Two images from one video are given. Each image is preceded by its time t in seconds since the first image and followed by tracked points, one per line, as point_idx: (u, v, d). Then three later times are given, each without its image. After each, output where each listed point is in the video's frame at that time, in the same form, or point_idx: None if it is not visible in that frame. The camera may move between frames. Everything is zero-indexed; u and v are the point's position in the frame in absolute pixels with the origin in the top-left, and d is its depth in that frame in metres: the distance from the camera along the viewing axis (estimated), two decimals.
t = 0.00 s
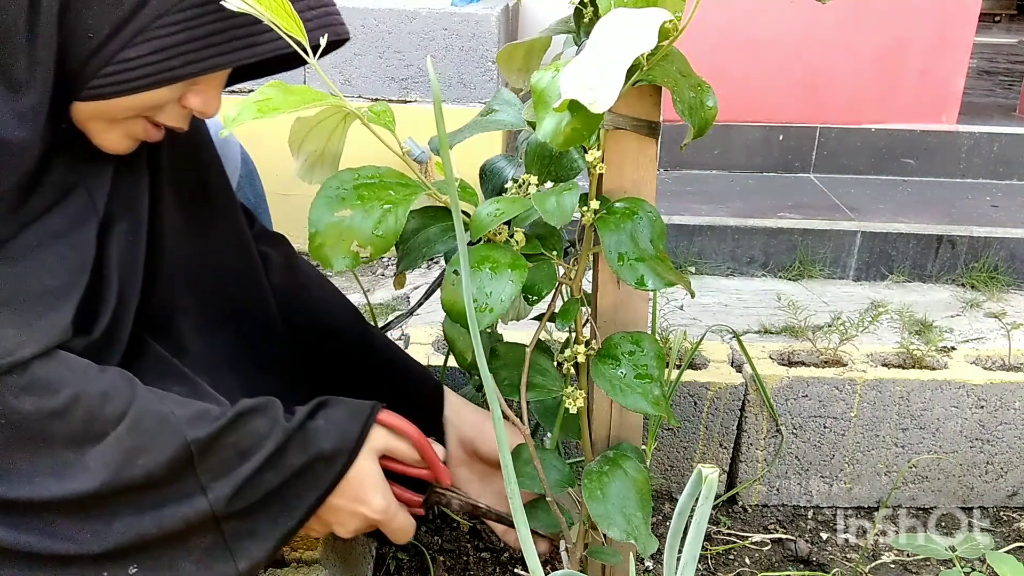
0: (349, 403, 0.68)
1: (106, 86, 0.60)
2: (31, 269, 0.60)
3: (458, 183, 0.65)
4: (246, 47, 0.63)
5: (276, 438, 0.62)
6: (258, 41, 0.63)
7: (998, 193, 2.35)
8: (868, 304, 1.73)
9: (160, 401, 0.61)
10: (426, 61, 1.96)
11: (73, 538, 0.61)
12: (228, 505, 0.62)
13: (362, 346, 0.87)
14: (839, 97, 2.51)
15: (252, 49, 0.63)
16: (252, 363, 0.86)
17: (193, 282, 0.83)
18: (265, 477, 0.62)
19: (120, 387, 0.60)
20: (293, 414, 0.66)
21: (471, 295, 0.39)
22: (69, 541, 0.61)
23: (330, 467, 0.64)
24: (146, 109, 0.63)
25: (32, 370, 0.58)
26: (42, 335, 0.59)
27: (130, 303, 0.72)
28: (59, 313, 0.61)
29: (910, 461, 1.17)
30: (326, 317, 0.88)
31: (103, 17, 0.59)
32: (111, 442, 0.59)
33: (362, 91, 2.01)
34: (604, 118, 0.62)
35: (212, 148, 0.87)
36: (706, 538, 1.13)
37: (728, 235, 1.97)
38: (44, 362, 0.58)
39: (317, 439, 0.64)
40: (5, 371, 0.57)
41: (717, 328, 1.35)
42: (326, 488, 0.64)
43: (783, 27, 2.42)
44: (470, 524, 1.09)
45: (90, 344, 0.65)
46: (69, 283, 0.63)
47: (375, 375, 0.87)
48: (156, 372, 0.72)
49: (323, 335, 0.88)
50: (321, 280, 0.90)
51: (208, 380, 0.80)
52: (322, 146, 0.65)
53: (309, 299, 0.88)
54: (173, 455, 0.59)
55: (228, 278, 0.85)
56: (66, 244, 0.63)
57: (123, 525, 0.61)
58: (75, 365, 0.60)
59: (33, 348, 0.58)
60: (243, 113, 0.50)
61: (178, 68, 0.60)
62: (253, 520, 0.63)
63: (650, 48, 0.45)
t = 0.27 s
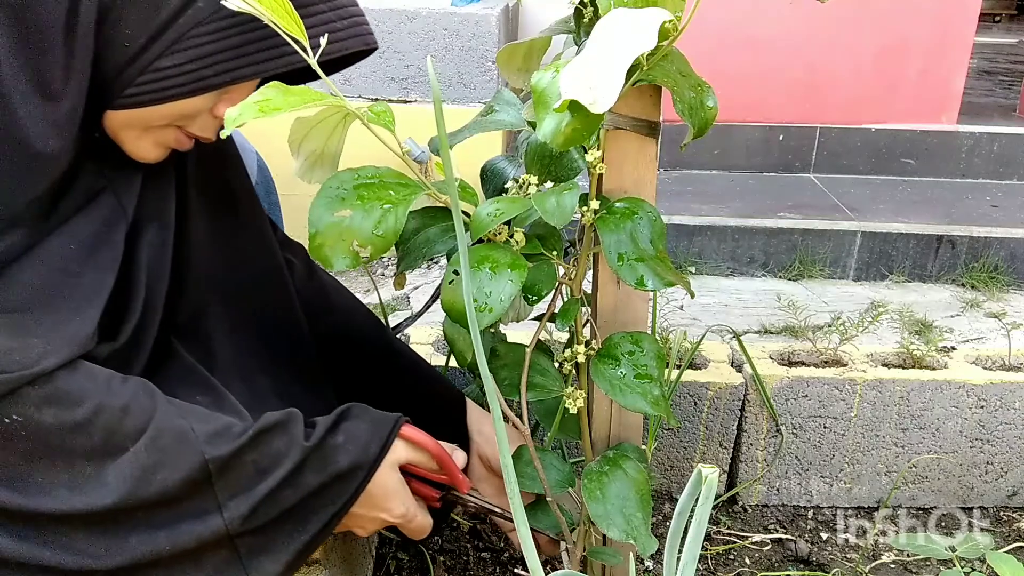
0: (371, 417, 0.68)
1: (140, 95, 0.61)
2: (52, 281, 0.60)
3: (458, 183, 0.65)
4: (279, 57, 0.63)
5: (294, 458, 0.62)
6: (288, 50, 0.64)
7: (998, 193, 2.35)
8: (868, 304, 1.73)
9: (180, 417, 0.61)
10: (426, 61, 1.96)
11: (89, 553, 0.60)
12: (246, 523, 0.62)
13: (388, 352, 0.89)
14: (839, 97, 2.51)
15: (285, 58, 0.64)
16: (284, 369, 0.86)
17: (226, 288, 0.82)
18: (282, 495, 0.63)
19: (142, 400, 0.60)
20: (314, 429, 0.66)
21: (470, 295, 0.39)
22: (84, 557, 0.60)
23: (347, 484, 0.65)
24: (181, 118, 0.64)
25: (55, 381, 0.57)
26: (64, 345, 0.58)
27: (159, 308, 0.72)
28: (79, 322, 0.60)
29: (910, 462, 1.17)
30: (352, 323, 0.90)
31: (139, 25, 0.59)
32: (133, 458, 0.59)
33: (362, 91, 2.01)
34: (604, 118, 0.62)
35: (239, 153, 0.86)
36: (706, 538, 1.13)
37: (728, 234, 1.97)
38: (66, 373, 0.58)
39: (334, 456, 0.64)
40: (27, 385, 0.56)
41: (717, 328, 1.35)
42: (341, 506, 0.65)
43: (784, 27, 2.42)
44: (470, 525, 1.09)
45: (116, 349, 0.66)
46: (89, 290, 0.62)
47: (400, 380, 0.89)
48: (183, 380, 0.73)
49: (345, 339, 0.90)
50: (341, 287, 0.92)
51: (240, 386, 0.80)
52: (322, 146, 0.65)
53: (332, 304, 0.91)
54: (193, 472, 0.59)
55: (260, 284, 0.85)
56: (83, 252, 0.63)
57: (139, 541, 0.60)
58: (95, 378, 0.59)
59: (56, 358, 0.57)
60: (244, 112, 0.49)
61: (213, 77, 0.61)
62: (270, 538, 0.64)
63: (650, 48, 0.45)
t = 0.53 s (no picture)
0: (388, 417, 0.69)
1: (146, 97, 0.60)
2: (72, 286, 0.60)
3: (458, 183, 0.65)
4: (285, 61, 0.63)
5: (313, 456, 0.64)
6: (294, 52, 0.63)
7: (998, 193, 2.35)
8: (868, 304, 1.73)
9: (199, 416, 0.61)
10: (426, 61, 1.96)
11: (112, 551, 0.60)
12: (263, 521, 0.63)
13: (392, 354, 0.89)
14: (839, 97, 2.51)
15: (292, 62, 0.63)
16: (296, 372, 0.86)
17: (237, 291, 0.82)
18: (299, 493, 0.63)
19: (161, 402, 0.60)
20: (330, 429, 0.67)
21: (471, 295, 0.38)
22: (106, 554, 0.59)
23: (365, 481, 0.66)
24: (186, 121, 0.64)
25: (76, 381, 0.57)
26: (82, 347, 0.58)
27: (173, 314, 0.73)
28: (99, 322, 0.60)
29: (910, 462, 1.17)
30: (353, 325, 0.91)
31: (144, 27, 0.58)
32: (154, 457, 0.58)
33: (362, 91, 2.01)
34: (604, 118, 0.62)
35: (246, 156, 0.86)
36: (706, 538, 1.13)
37: (728, 234, 1.97)
38: (86, 373, 0.57)
39: (350, 454, 0.66)
40: (48, 385, 0.55)
41: (717, 328, 1.35)
42: (356, 503, 0.66)
43: (784, 27, 2.42)
44: (470, 525, 1.09)
45: (135, 351, 0.66)
46: (102, 297, 0.62)
47: (408, 381, 0.89)
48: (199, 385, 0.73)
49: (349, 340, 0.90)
50: (343, 290, 0.92)
51: (253, 390, 0.79)
52: (321, 145, 0.65)
53: (335, 306, 0.91)
54: (211, 469, 0.59)
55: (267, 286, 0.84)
56: (96, 253, 0.63)
57: (159, 539, 0.60)
58: (115, 378, 0.59)
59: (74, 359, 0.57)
60: (243, 111, 0.49)
61: (218, 80, 0.60)
62: (286, 536, 0.65)
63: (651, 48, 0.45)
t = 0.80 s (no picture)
0: (391, 399, 0.70)
1: (90, 92, 0.56)
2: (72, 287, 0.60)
3: (458, 183, 0.65)
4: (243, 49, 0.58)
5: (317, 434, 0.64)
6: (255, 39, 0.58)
7: (998, 193, 2.35)
8: (868, 305, 1.73)
9: (204, 403, 0.62)
10: (426, 61, 1.96)
11: (129, 530, 0.59)
12: (273, 494, 0.62)
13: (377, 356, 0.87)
14: (839, 97, 2.51)
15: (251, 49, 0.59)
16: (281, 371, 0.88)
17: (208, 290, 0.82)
18: (305, 466, 0.63)
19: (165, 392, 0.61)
20: (333, 406, 0.67)
21: (470, 297, 0.38)
22: (123, 533, 0.59)
23: (368, 458, 0.66)
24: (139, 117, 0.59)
25: (80, 381, 0.57)
26: (83, 349, 0.59)
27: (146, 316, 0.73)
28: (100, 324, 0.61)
29: (910, 462, 1.17)
30: (345, 326, 0.88)
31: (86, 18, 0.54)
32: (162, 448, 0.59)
33: (362, 91, 2.01)
34: (604, 118, 0.62)
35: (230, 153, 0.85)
36: (706, 538, 1.13)
37: (728, 234, 1.97)
38: (89, 372, 0.58)
39: (354, 430, 0.66)
40: (53, 387, 0.56)
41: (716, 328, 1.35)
42: (360, 480, 0.66)
43: (784, 27, 2.42)
44: (470, 525, 1.09)
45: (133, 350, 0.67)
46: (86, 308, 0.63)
47: (395, 383, 0.87)
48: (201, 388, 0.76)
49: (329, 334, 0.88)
50: (332, 288, 0.90)
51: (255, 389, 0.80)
52: (322, 145, 0.65)
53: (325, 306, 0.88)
54: (220, 453, 0.60)
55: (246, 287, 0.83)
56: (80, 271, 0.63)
57: (174, 519, 0.60)
58: (118, 374, 0.59)
59: (76, 362, 0.57)
60: (242, 111, 0.50)
61: (170, 72, 0.56)
62: (295, 513, 0.64)
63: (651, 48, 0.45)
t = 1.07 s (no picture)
0: (385, 405, 0.70)
1: None
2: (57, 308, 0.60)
3: (459, 184, 0.65)
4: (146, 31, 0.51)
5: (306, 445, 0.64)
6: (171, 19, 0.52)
7: (998, 193, 2.35)
8: (868, 304, 1.73)
9: (195, 423, 0.61)
10: (426, 61, 1.96)
11: (128, 540, 0.59)
12: (265, 504, 0.63)
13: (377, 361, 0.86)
14: (839, 97, 2.51)
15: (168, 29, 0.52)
16: (282, 373, 0.88)
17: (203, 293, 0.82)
18: (295, 474, 0.64)
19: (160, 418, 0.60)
20: (326, 411, 0.68)
21: (470, 298, 0.38)
22: (123, 544, 0.59)
23: (359, 466, 0.66)
24: (63, 114, 0.54)
25: (71, 414, 0.56)
26: (72, 375, 0.58)
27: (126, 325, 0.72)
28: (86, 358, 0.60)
29: (910, 462, 1.17)
30: (343, 329, 0.87)
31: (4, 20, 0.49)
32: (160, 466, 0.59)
33: (361, 91, 2.01)
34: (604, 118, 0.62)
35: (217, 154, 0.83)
36: (706, 538, 1.13)
37: (728, 234, 1.97)
38: (83, 399, 0.57)
39: (345, 436, 0.66)
40: (46, 421, 0.55)
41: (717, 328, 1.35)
42: (351, 488, 0.66)
43: (784, 27, 2.43)
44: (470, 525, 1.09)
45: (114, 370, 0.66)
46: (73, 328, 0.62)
47: (393, 388, 0.87)
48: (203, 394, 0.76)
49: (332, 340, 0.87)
50: (331, 291, 0.89)
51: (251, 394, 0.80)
52: (323, 146, 0.65)
53: (324, 309, 0.88)
54: (217, 473, 0.60)
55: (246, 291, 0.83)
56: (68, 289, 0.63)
57: (170, 531, 0.60)
58: (110, 399, 0.59)
59: (69, 390, 0.57)
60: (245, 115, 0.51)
61: (74, 62, 0.50)
62: (288, 519, 0.65)
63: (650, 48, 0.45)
